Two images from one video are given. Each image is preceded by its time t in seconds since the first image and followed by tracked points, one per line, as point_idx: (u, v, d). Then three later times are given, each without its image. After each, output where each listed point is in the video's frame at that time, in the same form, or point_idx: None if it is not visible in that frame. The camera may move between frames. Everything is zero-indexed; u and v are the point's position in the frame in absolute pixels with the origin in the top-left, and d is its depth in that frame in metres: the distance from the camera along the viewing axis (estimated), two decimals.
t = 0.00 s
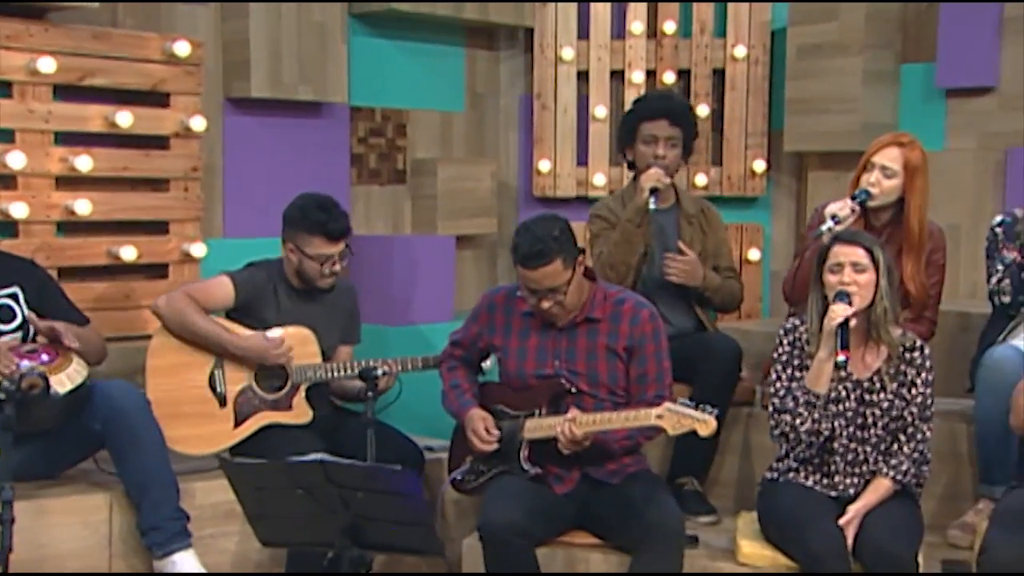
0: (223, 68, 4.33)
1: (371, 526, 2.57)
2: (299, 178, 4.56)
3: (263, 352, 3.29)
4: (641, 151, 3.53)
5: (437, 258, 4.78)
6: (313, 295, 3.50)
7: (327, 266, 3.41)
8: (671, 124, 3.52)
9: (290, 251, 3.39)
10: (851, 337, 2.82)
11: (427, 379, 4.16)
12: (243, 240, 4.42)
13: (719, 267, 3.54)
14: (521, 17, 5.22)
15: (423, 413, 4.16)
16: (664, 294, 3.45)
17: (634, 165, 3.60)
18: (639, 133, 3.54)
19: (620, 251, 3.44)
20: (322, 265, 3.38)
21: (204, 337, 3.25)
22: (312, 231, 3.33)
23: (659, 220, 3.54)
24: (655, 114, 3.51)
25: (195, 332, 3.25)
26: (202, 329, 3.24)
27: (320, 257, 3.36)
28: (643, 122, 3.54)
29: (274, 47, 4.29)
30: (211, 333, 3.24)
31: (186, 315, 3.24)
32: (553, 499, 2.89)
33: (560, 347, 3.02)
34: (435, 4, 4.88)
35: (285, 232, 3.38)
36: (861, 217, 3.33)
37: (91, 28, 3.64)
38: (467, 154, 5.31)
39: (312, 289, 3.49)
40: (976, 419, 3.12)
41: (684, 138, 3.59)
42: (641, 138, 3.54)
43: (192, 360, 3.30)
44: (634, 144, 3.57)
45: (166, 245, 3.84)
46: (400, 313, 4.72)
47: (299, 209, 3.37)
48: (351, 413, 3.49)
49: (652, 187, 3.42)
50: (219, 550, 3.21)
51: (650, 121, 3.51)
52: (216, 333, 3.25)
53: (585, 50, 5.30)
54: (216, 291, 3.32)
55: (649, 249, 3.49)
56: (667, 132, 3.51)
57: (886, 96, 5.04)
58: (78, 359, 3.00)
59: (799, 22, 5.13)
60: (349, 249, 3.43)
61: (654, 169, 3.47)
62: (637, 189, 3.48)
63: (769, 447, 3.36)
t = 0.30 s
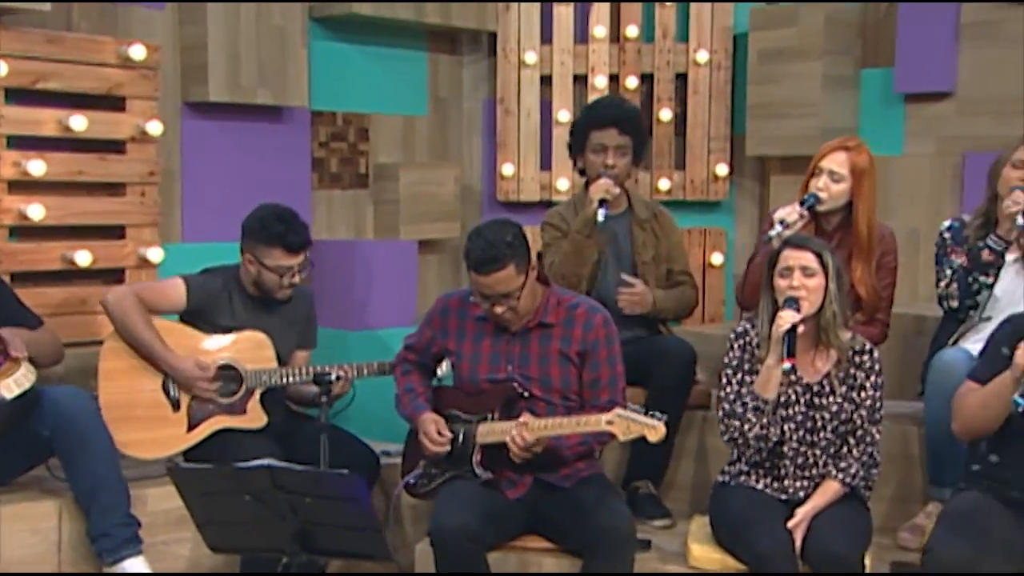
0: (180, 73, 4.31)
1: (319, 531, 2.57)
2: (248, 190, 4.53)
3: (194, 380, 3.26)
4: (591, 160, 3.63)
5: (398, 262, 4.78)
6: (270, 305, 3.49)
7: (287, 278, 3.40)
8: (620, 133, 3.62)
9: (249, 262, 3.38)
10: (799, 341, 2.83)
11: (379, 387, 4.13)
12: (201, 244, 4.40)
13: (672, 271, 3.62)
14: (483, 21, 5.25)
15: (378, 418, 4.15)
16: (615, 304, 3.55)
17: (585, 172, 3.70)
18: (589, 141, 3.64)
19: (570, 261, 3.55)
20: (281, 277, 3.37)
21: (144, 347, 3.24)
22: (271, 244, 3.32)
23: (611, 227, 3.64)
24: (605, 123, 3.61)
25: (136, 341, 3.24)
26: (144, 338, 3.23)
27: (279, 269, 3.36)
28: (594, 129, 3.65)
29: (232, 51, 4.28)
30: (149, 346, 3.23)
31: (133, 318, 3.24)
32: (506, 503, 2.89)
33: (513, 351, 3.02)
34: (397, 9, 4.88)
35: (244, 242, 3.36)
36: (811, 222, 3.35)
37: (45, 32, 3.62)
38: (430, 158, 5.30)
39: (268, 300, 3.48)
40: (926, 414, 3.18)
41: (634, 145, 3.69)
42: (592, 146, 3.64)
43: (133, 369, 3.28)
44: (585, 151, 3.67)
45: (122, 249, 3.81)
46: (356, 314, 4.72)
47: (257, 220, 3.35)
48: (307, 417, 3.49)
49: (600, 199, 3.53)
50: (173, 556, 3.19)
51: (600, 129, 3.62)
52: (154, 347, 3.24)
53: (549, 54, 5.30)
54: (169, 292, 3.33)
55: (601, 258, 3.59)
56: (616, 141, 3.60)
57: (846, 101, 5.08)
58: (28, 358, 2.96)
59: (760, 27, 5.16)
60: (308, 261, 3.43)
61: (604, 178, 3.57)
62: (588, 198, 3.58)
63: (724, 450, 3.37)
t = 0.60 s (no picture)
0: (145, 78, 4.32)
1: (273, 538, 2.57)
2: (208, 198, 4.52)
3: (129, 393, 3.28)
4: (549, 162, 3.85)
5: (365, 266, 4.79)
6: (233, 312, 3.51)
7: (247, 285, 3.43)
8: (575, 136, 3.84)
9: (209, 270, 3.40)
10: (755, 346, 2.85)
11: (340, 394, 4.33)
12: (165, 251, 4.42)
13: (633, 274, 3.82)
14: (451, 27, 5.19)
15: (338, 424, 4.33)
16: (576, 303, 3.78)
17: (543, 175, 3.92)
18: (545, 145, 3.86)
19: (529, 267, 3.77)
20: (240, 285, 3.40)
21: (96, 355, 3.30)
22: (232, 251, 3.34)
23: (570, 233, 3.83)
24: (560, 126, 3.84)
25: (88, 349, 3.30)
26: (94, 346, 3.29)
27: (239, 275, 3.38)
28: (549, 134, 3.88)
29: (196, 56, 4.27)
30: (99, 353, 3.28)
31: (86, 326, 3.29)
32: (463, 509, 2.89)
33: (472, 357, 3.01)
34: (364, 15, 4.87)
35: (205, 251, 3.38)
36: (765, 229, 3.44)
37: (5, 37, 3.61)
38: (399, 164, 5.31)
39: (230, 306, 3.50)
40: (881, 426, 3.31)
41: (590, 146, 3.91)
42: (548, 149, 3.87)
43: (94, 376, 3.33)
44: (543, 153, 3.89)
45: (84, 256, 3.80)
46: (324, 314, 4.71)
47: (217, 229, 3.36)
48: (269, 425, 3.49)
49: (555, 204, 3.68)
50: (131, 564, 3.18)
51: (555, 133, 3.84)
52: (103, 355, 3.28)
53: (517, 60, 5.31)
54: (129, 297, 3.38)
55: (561, 264, 3.81)
56: (572, 143, 3.82)
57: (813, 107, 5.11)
58: None
59: (727, 33, 5.18)
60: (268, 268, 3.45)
61: (561, 180, 3.78)
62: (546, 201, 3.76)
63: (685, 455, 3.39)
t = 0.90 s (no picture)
0: (110, 83, 4.32)
1: (227, 545, 2.55)
2: (178, 203, 4.55)
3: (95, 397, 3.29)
4: (511, 164, 3.93)
5: (336, 271, 4.78)
6: (199, 318, 3.51)
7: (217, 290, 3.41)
8: (537, 138, 3.93)
9: (177, 278, 3.39)
10: (712, 348, 2.86)
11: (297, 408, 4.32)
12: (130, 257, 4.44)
13: (596, 280, 3.89)
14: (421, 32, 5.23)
15: (300, 431, 4.32)
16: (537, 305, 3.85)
17: (506, 177, 4.00)
18: (507, 146, 3.95)
19: (493, 265, 3.81)
20: (210, 290, 3.38)
21: (58, 358, 3.28)
22: (200, 256, 3.33)
23: (534, 237, 3.89)
24: (522, 128, 3.93)
25: (51, 351, 3.28)
26: (58, 348, 3.27)
27: (208, 281, 3.37)
28: (511, 136, 3.96)
29: (161, 59, 4.26)
30: (62, 357, 3.27)
31: (49, 328, 3.27)
32: (421, 515, 2.91)
33: (432, 363, 3.02)
34: (332, 19, 4.86)
35: (172, 257, 3.37)
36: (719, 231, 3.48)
37: None
38: (370, 169, 5.30)
39: (198, 312, 3.50)
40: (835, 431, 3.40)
41: (552, 149, 3.99)
42: (510, 151, 3.95)
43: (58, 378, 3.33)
44: (504, 155, 3.97)
45: (47, 261, 3.78)
46: (288, 326, 4.71)
47: (183, 235, 3.36)
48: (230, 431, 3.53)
49: (517, 200, 3.81)
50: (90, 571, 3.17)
51: (517, 134, 3.93)
52: (66, 359, 3.28)
53: (488, 65, 5.31)
54: (92, 301, 3.37)
55: (523, 266, 3.86)
56: (534, 144, 3.91)
57: (782, 112, 5.12)
58: None
59: (696, 39, 5.19)
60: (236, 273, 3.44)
61: (523, 179, 3.85)
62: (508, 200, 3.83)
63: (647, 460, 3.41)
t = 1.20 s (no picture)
0: (73, 84, 4.30)
1: (177, 550, 2.55)
2: (147, 206, 4.57)
3: (54, 399, 3.29)
4: (476, 163, 3.91)
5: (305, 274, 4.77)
6: (160, 317, 3.50)
7: (179, 287, 3.41)
8: (502, 137, 3.92)
9: (138, 277, 3.38)
10: (669, 348, 2.85)
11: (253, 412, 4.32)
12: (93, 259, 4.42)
13: (561, 281, 3.87)
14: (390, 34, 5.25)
15: (261, 433, 4.33)
16: (502, 304, 3.85)
17: (471, 178, 3.98)
18: (473, 146, 3.94)
19: (456, 263, 3.81)
20: (172, 286, 3.37)
21: (17, 361, 3.27)
22: (160, 252, 3.32)
23: (500, 237, 3.88)
24: (487, 127, 3.92)
25: (9, 353, 3.27)
26: (16, 350, 3.26)
27: (171, 277, 3.37)
28: (477, 134, 3.95)
29: (125, 61, 4.24)
30: (20, 358, 3.26)
31: (8, 329, 3.25)
32: (378, 518, 2.92)
33: (390, 365, 3.05)
34: (300, 20, 4.85)
35: (132, 256, 3.35)
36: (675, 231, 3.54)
37: None
38: (340, 171, 5.29)
39: (160, 312, 3.49)
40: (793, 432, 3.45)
41: (518, 148, 3.98)
42: (476, 150, 3.94)
43: (17, 380, 3.31)
44: (471, 155, 3.96)
45: (9, 263, 3.76)
46: (263, 326, 4.66)
47: (143, 234, 3.35)
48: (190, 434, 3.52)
49: (482, 199, 3.77)
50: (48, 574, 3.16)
51: (483, 134, 3.92)
52: (24, 360, 3.26)
53: (458, 67, 5.30)
54: (53, 303, 3.33)
55: (487, 265, 3.85)
56: (498, 144, 3.90)
57: (752, 113, 5.12)
58: None
59: (665, 40, 5.20)
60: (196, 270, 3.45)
61: (487, 178, 3.84)
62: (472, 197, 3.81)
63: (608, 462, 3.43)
